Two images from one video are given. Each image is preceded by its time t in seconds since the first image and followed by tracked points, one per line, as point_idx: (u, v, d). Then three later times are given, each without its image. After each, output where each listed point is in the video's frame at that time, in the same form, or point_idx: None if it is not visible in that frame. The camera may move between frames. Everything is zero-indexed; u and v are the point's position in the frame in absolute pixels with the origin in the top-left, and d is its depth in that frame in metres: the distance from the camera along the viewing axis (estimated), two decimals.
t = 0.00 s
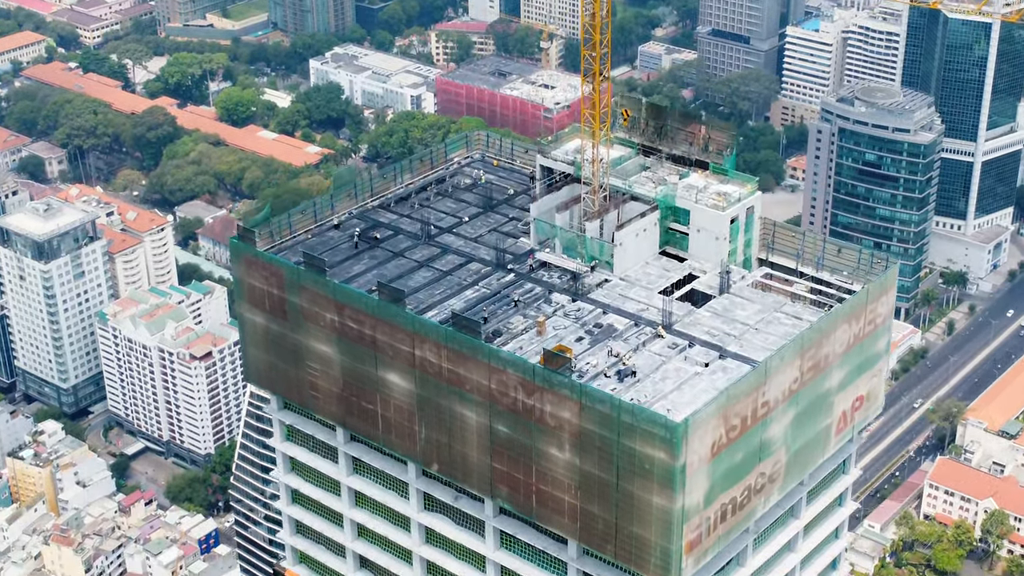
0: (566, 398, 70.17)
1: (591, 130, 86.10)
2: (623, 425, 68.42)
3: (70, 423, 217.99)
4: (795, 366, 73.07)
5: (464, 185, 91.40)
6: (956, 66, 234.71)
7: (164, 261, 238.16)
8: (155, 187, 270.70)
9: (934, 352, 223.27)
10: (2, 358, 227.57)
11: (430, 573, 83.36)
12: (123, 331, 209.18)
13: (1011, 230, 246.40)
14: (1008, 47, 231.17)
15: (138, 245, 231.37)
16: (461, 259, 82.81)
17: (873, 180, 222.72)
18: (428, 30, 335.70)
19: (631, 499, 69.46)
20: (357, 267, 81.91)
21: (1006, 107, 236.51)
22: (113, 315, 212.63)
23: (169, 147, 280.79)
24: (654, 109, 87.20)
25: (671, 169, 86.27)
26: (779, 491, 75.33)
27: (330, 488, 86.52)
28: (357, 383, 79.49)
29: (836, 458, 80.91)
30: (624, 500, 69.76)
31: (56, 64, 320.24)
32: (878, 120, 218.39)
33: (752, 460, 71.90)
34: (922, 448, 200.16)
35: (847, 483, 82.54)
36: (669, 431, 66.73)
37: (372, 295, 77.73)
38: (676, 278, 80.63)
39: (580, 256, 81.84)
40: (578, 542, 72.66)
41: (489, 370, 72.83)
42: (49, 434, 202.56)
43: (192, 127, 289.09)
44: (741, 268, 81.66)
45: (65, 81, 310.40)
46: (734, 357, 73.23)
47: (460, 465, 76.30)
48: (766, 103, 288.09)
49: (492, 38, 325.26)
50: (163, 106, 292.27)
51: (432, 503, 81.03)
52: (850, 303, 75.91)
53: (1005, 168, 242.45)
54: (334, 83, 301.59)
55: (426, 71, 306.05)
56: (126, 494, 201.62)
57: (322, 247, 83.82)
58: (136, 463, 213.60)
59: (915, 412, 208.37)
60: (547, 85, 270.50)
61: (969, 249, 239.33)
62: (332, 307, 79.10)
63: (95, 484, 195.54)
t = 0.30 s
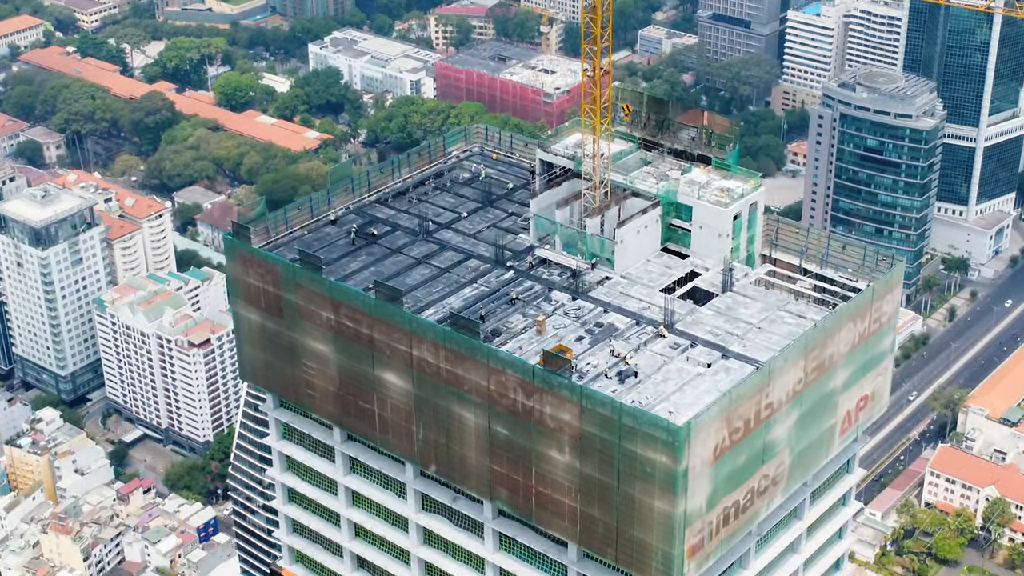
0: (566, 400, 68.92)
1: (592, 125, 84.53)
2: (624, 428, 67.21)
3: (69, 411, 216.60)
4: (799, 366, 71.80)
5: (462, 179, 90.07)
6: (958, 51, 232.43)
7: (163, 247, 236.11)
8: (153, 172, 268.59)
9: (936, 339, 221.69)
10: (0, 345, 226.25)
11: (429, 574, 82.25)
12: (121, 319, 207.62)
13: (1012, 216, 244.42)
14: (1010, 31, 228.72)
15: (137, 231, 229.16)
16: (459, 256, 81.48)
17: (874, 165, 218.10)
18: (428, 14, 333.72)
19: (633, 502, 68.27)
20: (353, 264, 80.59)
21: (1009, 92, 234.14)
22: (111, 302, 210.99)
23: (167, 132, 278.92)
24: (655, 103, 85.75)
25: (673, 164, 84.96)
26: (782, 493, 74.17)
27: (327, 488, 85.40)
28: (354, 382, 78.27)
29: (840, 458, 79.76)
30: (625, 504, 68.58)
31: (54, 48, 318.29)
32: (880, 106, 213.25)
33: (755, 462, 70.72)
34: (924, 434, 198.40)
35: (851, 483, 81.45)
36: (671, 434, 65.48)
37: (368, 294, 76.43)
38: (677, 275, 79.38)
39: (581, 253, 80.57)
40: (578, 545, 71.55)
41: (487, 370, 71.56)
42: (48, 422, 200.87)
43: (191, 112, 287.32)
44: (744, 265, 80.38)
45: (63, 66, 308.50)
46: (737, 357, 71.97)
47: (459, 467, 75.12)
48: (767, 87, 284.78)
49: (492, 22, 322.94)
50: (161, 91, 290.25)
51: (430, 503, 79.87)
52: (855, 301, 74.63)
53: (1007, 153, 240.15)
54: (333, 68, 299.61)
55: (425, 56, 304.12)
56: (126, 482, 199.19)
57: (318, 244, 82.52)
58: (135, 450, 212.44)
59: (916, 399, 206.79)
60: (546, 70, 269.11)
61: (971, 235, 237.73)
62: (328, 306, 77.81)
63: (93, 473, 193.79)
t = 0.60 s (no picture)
0: (566, 403, 67.65)
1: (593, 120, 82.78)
2: (625, 431, 65.96)
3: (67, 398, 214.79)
4: (803, 367, 70.51)
5: (461, 174, 88.68)
6: (960, 35, 229.14)
7: (161, 234, 233.72)
8: (151, 158, 265.98)
9: (937, 325, 218.90)
10: None
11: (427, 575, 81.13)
12: (118, 306, 205.93)
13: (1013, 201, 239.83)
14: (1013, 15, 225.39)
15: (135, 217, 227.33)
16: (457, 253, 80.27)
17: (875, 151, 212.22)
18: None
19: (634, 507, 67.08)
20: (350, 261, 79.31)
21: (1011, 77, 230.56)
22: (108, 289, 209.20)
23: (166, 117, 276.68)
24: (656, 97, 84.45)
25: (675, 159, 83.69)
26: (785, 496, 73.06)
27: (323, 488, 84.23)
28: (350, 382, 77.02)
29: (845, 459, 78.59)
30: (627, 508, 67.41)
31: (52, 32, 316.10)
32: (881, 91, 207.21)
33: (759, 465, 69.52)
34: (925, 422, 195.78)
35: (855, 483, 80.29)
36: (673, 438, 64.24)
37: (365, 292, 75.12)
38: (679, 273, 78.06)
39: (581, 250, 79.29)
40: (578, 549, 70.42)
41: (485, 371, 70.26)
42: (46, 410, 198.98)
43: (189, 96, 285.28)
44: (747, 263, 79.12)
45: (61, 50, 306.51)
46: (740, 358, 70.70)
47: (457, 468, 73.95)
48: (768, 72, 281.55)
49: (492, 7, 318.41)
50: (159, 76, 288.06)
51: (428, 504, 78.70)
52: (860, 301, 73.35)
53: (1010, 139, 236.40)
54: (331, 53, 297.34)
55: (424, 40, 301.93)
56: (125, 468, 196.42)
57: (314, 241, 81.19)
58: (133, 438, 210.81)
59: (917, 385, 204.56)
60: (547, 54, 267.53)
61: (972, 221, 233.66)
62: (324, 304, 76.52)
63: (91, 460, 191.58)
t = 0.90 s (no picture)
0: (566, 405, 66.39)
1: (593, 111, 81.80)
2: (626, 435, 64.73)
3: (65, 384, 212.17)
4: (807, 369, 69.28)
5: (459, 168, 87.33)
6: (962, 20, 225.02)
7: (159, 220, 231.53)
8: (149, 142, 263.65)
9: (939, 311, 215.69)
10: None
11: None
12: (116, 293, 203.90)
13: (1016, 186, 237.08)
14: None
15: (132, 203, 224.91)
16: (455, 250, 78.97)
17: (875, 137, 207.69)
18: None
19: (635, 512, 65.90)
20: (346, 258, 78.01)
21: (1014, 61, 227.12)
22: (106, 275, 207.01)
23: (164, 102, 274.35)
24: (658, 92, 83.13)
25: (676, 155, 82.32)
26: (789, 498, 71.90)
27: (320, 487, 83.05)
28: (347, 382, 75.82)
29: (849, 459, 77.40)
30: (628, 513, 66.21)
31: (49, 16, 314.02)
32: (883, 76, 203.76)
33: (762, 468, 68.35)
34: (925, 409, 193.42)
35: (859, 483, 79.12)
36: (676, 443, 62.99)
37: (362, 291, 73.81)
38: (681, 271, 76.74)
39: (581, 247, 77.97)
40: (578, 553, 69.28)
41: (484, 372, 69.01)
42: (43, 397, 196.46)
43: (187, 81, 283.32)
44: (750, 259, 77.83)
45: (58, 33, 304.52)
46: (743, 359, 69.41)
47: (455, 470, 72.77)
48: (769, 56, 278.57)
49: None
50: (157, 60, 286.04)
51: (426, 505, 77.55)
52: (865, 300, 72.09)
53: (1012, 124, 233.75)
54: (330, 37, 295.22)
55: (423, 24, 299.94)
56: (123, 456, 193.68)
57: (310, 237, 79.86)
58: (131, 425, 208.66)
59: (918, 372, 202.16)
60: (547, 38, 265.93)
61: (974, 206, 230.53)
62: (320, 303, 75.24)
63: (89, 448, 189.01)
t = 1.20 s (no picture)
0: (566, 409, 65.13)
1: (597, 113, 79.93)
2: (627, 440, 63.48)
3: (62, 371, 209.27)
4: (812, 371, 68.06)
5: (457, 163, 85.96)
6: (963, 4, 220.77)
7: (157, 205, 227.94)
8: (147, 128, 260.81)
9: (939, 297, 212.56)
10: None
11: None
12: (114, 280, 201.24)
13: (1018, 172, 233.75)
14: None
15: (130, 188, 221.90)
16: (453, 248, 77.66)
17: (877, 122, 202.98)
18: None
19: (636, 517, 64.68)
20: (342, 257, 76.71)
21: (1016, 45, 223.56)
22: (103, 262, 204.38)
23: (162, 87, 271.53)
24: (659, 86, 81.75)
25: (678, 150, 81.00)
26: (792, 501, 70.78)
27: (316, 487, 81.86)
28: (343, 382, 74.56)
29: (853, 460, 76.21)
30: (629, 518, 64.99)
31: (47, 0, 311.36)
32: (884, 61, 199.05)
33: (765, 472, 67.16)
34: (926, 397, 190.72)
35: (863, 485, 77.99)
36: (678, 449, 61.72)
37: (358, 291, 72.50)
38: (684, 269, 75.48)
39: (582, 245, 76.66)
40: (578, 558, 68.06)
41: (482, 375, 67.73)
42: (40, 383, 193.94)
43: (186, 66, 280.79)
44: (753, 257, 76.52)
45: (56, 18, 302.00)
46: (746, 360, 68.13)
47: (453, 473, 71.55)
48: (770, 40, 275.52)
49: None
50: (154, 44, 283.64)
51: (424, 506, 76.39)
52: (870, 300, 70.85)
53: (1014, 109, 230.54)
54: (328, 21, 292.72)
55: (422, 8, 297.62)
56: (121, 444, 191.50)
57: (306, 234, 78.58)
58: (129, 412, 205.61)
59: (920, 359, 199.20)
60: (547, 23, 264.07)
61: (976, 191, 226.92)
62: (315, 303, 73.92)
63: (87, 436, 186.79)
